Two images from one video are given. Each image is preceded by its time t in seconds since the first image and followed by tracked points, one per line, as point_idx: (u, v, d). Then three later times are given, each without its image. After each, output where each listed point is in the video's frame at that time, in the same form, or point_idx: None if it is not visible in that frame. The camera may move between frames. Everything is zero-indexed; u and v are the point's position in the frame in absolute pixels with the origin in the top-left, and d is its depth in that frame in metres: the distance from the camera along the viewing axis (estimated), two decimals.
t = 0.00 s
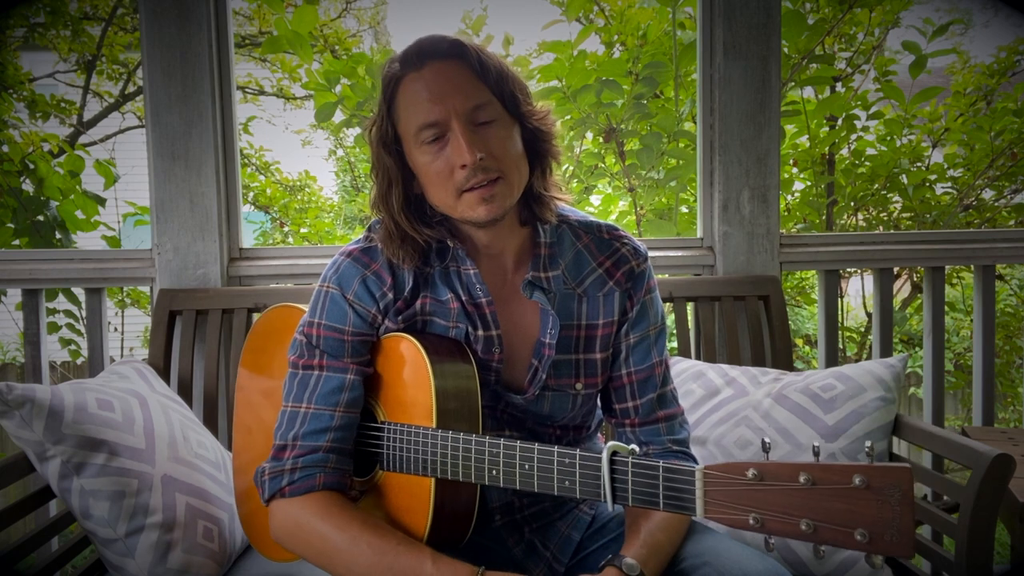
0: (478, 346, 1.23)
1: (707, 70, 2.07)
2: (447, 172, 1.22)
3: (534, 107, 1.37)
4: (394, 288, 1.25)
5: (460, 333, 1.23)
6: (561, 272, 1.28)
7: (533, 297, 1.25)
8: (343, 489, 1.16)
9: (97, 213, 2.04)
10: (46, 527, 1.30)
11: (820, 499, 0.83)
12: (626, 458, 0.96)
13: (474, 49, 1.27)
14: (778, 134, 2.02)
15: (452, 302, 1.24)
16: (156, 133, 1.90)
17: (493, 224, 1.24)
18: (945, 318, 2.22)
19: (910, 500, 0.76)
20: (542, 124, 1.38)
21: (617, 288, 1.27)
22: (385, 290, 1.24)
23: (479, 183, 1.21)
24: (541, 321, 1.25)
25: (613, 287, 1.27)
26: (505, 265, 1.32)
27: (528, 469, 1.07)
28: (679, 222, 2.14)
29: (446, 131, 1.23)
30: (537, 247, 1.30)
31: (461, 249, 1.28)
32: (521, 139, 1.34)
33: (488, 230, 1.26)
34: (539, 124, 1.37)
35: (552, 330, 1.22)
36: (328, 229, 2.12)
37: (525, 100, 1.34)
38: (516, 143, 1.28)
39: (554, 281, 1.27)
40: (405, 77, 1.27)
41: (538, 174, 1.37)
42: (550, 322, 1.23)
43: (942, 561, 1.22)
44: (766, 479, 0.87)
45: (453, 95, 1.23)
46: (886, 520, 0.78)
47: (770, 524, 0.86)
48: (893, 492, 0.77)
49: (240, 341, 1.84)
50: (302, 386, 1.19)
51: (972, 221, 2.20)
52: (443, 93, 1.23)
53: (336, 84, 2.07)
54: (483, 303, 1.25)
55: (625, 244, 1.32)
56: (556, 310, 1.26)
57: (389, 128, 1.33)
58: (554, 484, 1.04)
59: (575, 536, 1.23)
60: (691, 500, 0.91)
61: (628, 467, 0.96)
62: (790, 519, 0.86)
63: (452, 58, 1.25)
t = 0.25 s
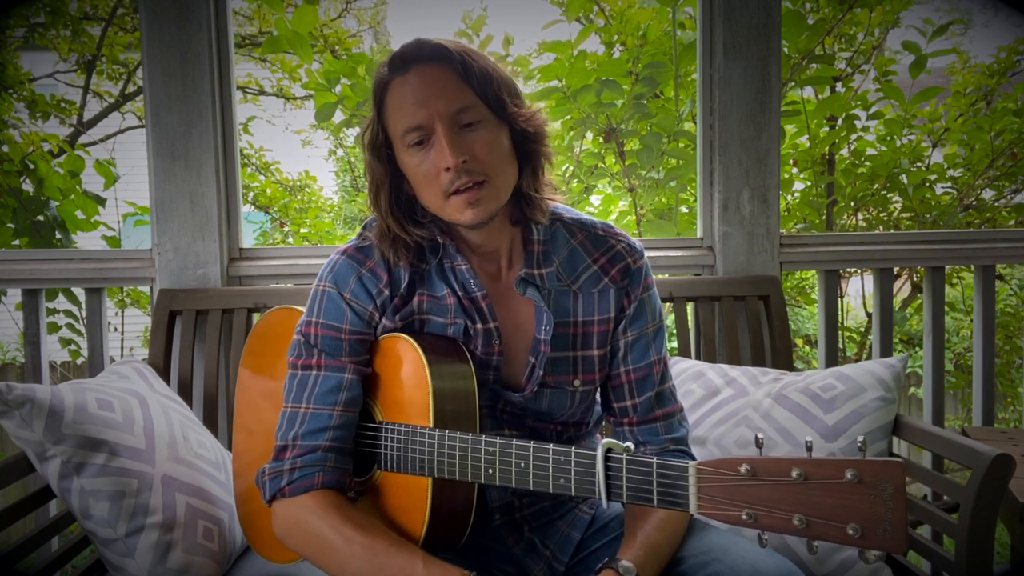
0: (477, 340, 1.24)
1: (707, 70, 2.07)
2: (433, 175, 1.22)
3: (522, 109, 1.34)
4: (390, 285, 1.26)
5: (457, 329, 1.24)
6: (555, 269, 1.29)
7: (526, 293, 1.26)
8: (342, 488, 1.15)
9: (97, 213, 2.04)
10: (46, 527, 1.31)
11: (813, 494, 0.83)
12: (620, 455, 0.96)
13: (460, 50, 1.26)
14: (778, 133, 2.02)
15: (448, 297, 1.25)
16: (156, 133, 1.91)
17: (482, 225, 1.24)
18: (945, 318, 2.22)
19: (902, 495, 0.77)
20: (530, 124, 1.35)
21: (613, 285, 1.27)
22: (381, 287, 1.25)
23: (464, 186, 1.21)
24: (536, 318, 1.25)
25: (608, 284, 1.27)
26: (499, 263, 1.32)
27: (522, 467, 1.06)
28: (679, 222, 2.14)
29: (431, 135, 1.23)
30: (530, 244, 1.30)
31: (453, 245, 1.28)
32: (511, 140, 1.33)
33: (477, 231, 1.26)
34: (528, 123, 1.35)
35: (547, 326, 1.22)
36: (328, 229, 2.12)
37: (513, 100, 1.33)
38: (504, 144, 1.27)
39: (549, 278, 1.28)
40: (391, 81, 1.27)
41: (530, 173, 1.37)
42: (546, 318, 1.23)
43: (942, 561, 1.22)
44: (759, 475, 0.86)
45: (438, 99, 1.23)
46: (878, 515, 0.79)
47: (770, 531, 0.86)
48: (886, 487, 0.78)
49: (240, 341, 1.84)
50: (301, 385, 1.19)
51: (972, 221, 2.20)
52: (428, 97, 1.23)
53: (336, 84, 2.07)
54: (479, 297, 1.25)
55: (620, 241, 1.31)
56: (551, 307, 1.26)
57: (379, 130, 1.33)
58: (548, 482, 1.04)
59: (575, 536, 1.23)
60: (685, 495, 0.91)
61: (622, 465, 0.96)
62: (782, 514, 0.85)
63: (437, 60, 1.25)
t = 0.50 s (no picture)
0: (475, 339, 1.23)
1: (707, 70, 2.07)
2: (432, 175, 1.23)
3: (522, 110, 1.34)
4: (388, 285, 1.26)
5: (454, 329, 1.23)
6: (553, 269, 1.29)
7: (525, 293, 1.26)
8: (333, 486, 1.15)
9: (97, 213, 2.04)
10: (46, 527, 1.31)
11: (790, 493, 0.84)
12: (602, 454, 0.96)
13: (459, 51, 1.26)
14: (778, 133, 2.02)
15: (445, 296, 1.25)
16: (156, 133, 1.91)
17: (482, 225, 1.25)
18: (945, 318, 2.22)
19: (879, 495, 0.78)
20: (529, 125, 1.35)
21: (612, 285, 1.27)
22: (379, 286, 1.25)
23: (463, 186, 1.21)
24: (535, 317, 1.25)
25: (607, 283, 1.27)
26: (499, 262, 1.32)
27: (509, 466, 1.06)
28: (679, 222, 2.14)
29: (431, 136, 1.23)
30: (529, 244, 1.30)
31: (451, 244, 1.29)
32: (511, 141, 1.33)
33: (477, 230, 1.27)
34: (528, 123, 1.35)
35: (546, 326, 1.23)
36: (328, 229, 2.12)
37: (513, 100, 1.33)
38: (504, 145, 1.27)
39: (547, 277, 1.28)
40: (391, 81, 1.27)
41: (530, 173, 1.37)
42: (544, 317, 1.23)
43: (942, 561, 1.22)
44: (736, 473, 0.87)
45: (437, 100, 1.23)
46: (854, 515, 0.79)
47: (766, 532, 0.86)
48: (863, 486, 0.79)
49: (240, 341, 1.84)
50: (297, 385, 1.19)
51: (972, 221, 2.20)
52: (427, 97, 1.23)
53: (336, 84, 2.07)
54: (477, 297, 1.25)
55: (619, 241, 1.31)
56: (550, 307, 1.26)
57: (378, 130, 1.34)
58: (534, 481, 1.04)
59: (575, 535, 1.23)
60: (663, 493, 0.91)
61: (603, 463, 0.96)
62: (759, 513, 0.86)
63: (436, 61, 1.25)
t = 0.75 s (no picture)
0: (476, 339, 1.24)
1: (707, 70, 2.07)
2: (432, 177, 1.22)
3: (521, 111, 1.33)
4: (388, 285, 1.26)
5: (456, 328, 1.24)
6: (552, 269, 1.29)
7: (525, 292, 1.26)
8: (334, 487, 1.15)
9: (97, 213, 2.04)
10: (46, 527, 1.31)
11: (808, 479, 0.83)
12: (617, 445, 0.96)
13: (458, 53, 1.26)
14: (778, 133, 2.02)
15: (447, 297, 1.25)
16: (156, 133, 1.91)
17: (481, 226, 1.25)
18: (946, 318, 2.22)
19: (898, 479, 0.77)
20: (529, 127, 1.35)
21: (611, 284, 1.27)
22: (380, 286, 1.25)
23: (463, 189, 1.21)
24: (535, 317, 1.25)
25: (606, 283, 1.27)
26: (498, 261, 1.32)
27: (522, 461, 1.07)
28: (679, 222, 2.14)
29: (431, 138, 1.23)
30: (528, 244, 1.30)
31: (451, 245, 1.28)
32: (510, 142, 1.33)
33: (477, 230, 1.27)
34: (528, 124, 1.34)
35: (546, 325, 1.23)
36: (328, 229, 2.12)
37: (512, 103, 1.33)
38: (503, 146, 1.27)
39: (547, 277, 1.28)
40: (391, 83, 1.26)
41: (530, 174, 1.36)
42: (544, 317, 1.23)
43: (942, 561, 1.22)
44: (754, 462, 0.86)
45: (437, 102, 1.22)
46: (874, 499, 0.78)
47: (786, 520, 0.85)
48: (881, 471, 0.78)
49: (240, 341, 1.84)
50: (297, 386, 1.19)
51: (972, 221, 2.20)
52: (427, 99, 1.23)
53: (336, 84, 2.07)
54: (478, 297, 1.25)
55: (618, 241, 1.31)
56: (549, 307, 1.26)
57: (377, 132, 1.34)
58: (547, 476, 1.04)
59: (572, 535, 1.23)
60: (681, 483, 0.91)
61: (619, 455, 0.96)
62: (778, 501, 0.85)
63: (435, 63, 1.24)
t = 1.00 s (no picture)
0: (479, 339, 1.23)
1: (707, 70, 2.07)
2: (437, 182, 1.22)
3: (523, 113, 1.34)
4: (392, 286, 1.26)
5: (462, 327, 1.24)
6: (552, 269, 1.29)
7: (525, 292, 1.26)
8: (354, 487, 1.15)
9: (97, 213, 2.04)
10: (46, 527, 1.31)
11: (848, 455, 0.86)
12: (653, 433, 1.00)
13: (463, 57, 1.26)
14: (778, 133, 2.02)
15: (449, 297, 1.26)
16: (156, 133, 1.91)
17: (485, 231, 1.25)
18: (945, 318, 2.22)
19: (932, 448, 0.80)
20: (532, 129, 1.36)
21: (609, 283, 1.28)
22: (384, 287, 1.25)
23: (469, 194, 1.21)
24: (535, 317, 1.25)
25: (604, 281, 1.28)
26: (497, 262, 1.32)
27: (552, 453, 1.09)
28: (679, 222, 2.14)
29: (436, 142, 1.22)
30: (528, 245, 1.30)
31: (451, 249, 1.29)
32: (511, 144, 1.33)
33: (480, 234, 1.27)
34: (528, 128, 1.35)
35: (546, 325, 1.23)
36: (328, 229, 2.11)
37: (514, 106, 1.33)
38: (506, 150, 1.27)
39: (546, 277, 1.28)
40: (394, 86, 1.26)
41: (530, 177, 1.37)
42: (544, 317, 1.23)
43: (942, 561, 1.22)
44: (794, 441, 0.88)
45: (442, 106, 1.22)
46: (911, 469, 0.81)
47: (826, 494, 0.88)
48: (916, 442, 0.81)
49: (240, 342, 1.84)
50: (308, 386, 1.18)
51: (972, 221, 2.20)
52: (432, 103, 1.22)
53: (336, 84, 2.07)
54: (479, 297, 1.25)
55: (616, 240, 1.32)
56: (549, 305, 1.27)
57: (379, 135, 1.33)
58: (580, 466, 1.07)
59: (565, 532, 1.25)
60: (721, 466, 0.93)
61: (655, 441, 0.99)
62: (819, 476, 0.88)
63: (440, 66, 1.24)
